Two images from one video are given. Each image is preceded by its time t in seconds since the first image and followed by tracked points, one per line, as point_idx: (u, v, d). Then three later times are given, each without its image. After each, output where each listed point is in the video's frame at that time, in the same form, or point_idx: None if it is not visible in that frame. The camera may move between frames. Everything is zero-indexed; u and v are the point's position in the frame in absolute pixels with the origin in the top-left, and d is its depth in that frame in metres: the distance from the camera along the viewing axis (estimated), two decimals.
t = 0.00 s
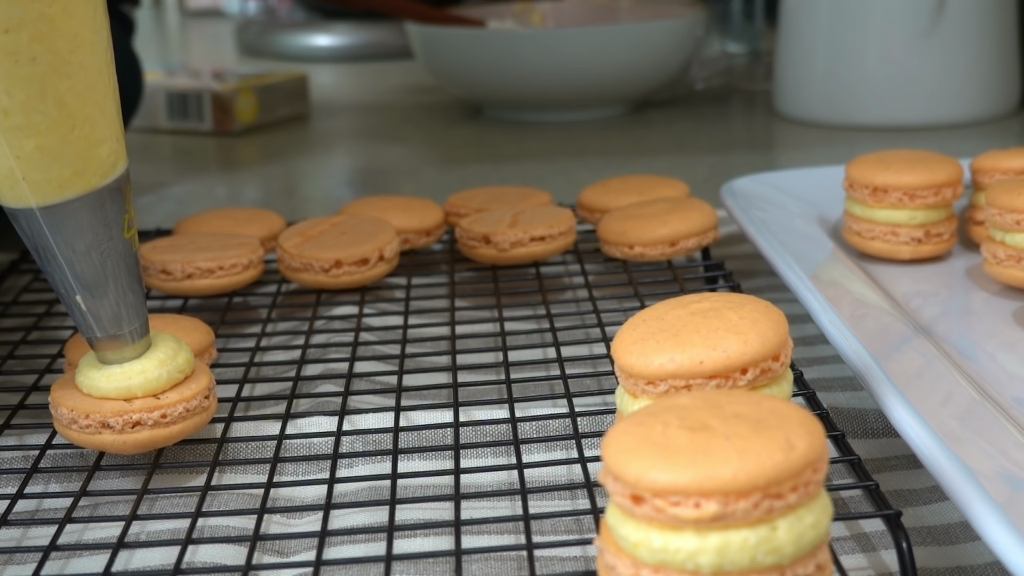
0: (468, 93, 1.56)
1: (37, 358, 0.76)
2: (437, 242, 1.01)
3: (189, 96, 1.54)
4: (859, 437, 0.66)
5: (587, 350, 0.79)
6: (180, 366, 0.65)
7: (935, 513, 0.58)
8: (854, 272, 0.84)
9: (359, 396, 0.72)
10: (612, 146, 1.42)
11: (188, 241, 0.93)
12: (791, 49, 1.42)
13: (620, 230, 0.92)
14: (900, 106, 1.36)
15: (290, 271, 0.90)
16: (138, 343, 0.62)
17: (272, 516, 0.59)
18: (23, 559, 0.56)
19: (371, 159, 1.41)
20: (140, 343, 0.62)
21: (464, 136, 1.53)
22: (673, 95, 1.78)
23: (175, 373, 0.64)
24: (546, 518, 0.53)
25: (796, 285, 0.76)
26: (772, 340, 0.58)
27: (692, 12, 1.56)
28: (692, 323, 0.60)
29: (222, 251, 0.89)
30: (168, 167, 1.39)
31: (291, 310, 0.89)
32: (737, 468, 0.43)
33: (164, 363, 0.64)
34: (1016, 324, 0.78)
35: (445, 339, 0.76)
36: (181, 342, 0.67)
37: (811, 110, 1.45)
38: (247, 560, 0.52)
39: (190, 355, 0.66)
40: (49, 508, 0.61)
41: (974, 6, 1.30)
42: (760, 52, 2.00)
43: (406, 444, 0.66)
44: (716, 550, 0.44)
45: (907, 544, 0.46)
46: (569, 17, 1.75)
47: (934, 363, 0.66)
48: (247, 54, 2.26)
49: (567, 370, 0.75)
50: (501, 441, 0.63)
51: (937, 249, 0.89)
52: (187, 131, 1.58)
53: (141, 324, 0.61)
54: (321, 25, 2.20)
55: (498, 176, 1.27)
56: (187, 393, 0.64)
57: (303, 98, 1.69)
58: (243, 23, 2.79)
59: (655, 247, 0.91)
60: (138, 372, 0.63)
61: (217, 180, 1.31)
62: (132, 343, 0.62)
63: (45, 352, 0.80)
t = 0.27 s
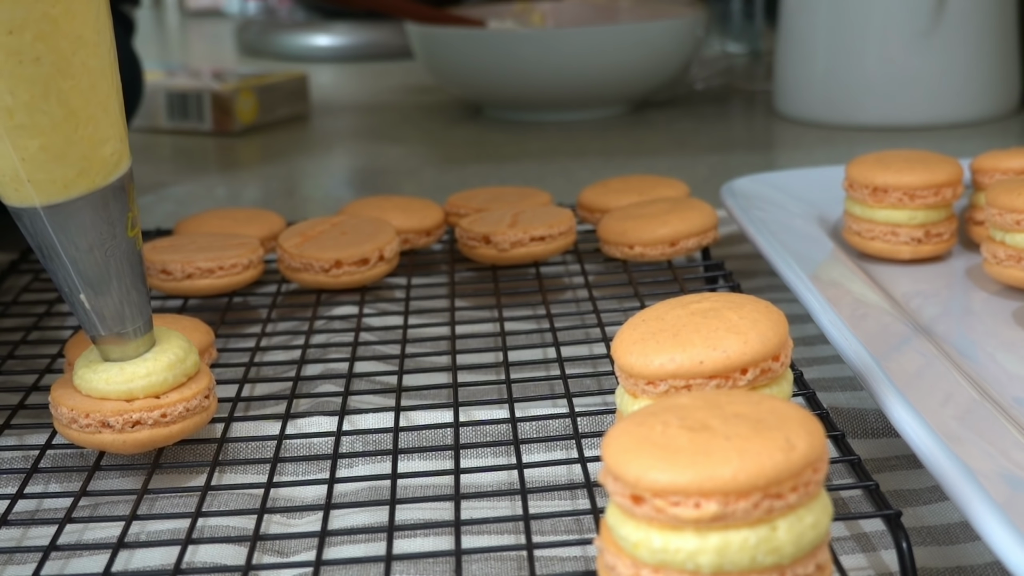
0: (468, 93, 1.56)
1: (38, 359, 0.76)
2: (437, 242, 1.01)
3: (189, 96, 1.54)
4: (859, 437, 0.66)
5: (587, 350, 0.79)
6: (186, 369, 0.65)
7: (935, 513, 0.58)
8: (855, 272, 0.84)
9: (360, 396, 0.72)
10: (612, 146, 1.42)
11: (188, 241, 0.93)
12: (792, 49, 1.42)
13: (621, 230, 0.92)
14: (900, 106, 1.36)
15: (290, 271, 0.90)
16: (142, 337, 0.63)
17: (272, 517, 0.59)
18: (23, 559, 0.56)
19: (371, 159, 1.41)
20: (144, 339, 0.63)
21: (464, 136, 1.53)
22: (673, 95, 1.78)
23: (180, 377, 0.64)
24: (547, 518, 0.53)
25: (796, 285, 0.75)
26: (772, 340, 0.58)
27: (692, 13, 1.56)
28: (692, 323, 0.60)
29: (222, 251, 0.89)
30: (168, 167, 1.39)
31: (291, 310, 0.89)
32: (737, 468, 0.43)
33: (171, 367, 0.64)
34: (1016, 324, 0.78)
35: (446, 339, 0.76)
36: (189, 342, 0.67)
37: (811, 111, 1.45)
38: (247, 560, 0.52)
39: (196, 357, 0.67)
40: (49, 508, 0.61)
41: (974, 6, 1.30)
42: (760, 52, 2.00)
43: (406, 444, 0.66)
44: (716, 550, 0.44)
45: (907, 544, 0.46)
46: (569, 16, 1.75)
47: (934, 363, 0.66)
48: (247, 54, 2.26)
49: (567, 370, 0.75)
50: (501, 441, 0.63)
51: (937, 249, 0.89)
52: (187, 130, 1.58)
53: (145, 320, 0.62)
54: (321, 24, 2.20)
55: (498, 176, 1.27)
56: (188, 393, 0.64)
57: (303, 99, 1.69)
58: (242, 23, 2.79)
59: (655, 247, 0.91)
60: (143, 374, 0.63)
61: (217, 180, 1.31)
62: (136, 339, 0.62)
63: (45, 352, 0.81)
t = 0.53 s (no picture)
0: (468, 93, 1.56)
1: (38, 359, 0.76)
2: (438, 242, 1.01)
3: (189, 96, 1.54)
4: (859, 437, 0.66)
5: (587, 350, 0.79)
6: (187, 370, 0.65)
7: (935, 513, 0.58)
8: (855, 271, 0.84)
9: (360, 396, 0.72)
10: (612, 146, 1.42)
11: (188, 241, 0.93)
12: (792, 49, 1.42)
13: (621, 230, 0.92)
14: (900, 106, 1.36)
15: (290, 271, 0.90)
16: (139, 331, 0.63)
17: (272, 517, 0.59)
18: (23, 559, 0.56)
19: (371, 159, 1.41)
20: (141, 336, 0.64)
21: (464, 136, 1.53)
22: (673, 95, 1.78)
23: (181, 378, 0.64)
24: (547, 518, 0.53)
25: (796, 285, 0.75)
26: (772, 340, 0.58)
27: (692, 12, 1.56)
28: (692, 323, 0.60)
29: (222, 251, 0.89)
30: (168, 167, 1.39)
31: (291, 310, 0.89)
32: (737, 468, 0.43)
33: (173, 368, 0.64)
34: (1016, 324, 0.78)
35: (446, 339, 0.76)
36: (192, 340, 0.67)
37: (811, 111, 1.45)
38: (247, 560, 0.52)
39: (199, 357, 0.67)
40: (50, 508, 0.61)
41: (974, 6, 1.30)
42: (760, 52, 2.00)
43: (406, 444, 0.66)
44: (716, 550, 0.44)
45: (907, 544, 0.46)
46: (568, 16, 1.75)
47: (934, 364, 0.66)
48: (247, 54, 2.26)
49: (567, 370, 0.75)
50: (501, 441, 0.63)
51: (937, 249, 0.89)
52: (187, 130, 1.58)
53: (140, 316, 0.62)
54: (321, 25, 2.20)
55: (498, 176, 1.27)
56: (188, 392, 0.64)
57: (303, 99, 1.69)
58: (242, 22, 2.79)
59: (655, 247, 0.91)
60: (145, 375, 0.63)
61: (217, 180, 1.31)
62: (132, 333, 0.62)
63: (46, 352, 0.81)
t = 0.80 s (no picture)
0: (468, 93, 1.56)
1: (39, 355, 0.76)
2: (438, 242, 1.01)
3: (189, 96, 1.54)
4: (859, 437, 0.66)
5: (587, 350, 0.79)
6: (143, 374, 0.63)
7: (935, 513, 0.58)
8: (854, 271, 0.84)
9: (360, 396, 0.72)
10: (612, 146, 1.41)
11: (188, 241, 0.93)
12: (792, 49, 1.42)
13: (620, 230, 0.92)
14: (900, 106, 1.36)
15: (290, 271, 0.90)
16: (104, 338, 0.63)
17: (272, 517, 0.59)
18: (23, 559, 0.56)
19: (370, 159, 1.41)
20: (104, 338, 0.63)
21: (464, 136, 1.53)
22: (673, 95, 1.78)
23: (133, 381, 0.63)
24: (547, 517, 0.53)
25: (796, 285, 0.75)
26: (772, 340, 0.58)
27: (692, 13, 1.56)
28: (692, 323, 0.60)
29: (222, 251, 0.89)
30: (168, 167, 1.39)
31: (290, 310, 0.89)
32: (737, 468, 0.43)
33: (124, 370, 0.62)
34: (1016, 324, 0.78)
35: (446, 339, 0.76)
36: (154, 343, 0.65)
37: (811, 111, 1.45)
38: (247, 560, 0.52)
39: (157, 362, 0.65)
40: (49, 508, 0.61)
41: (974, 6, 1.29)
42: (760, 52, 2.00)
43: (406, 444, 0.66)
44: (716, 550, 0.44)
45: (907, 544, 0.46)
46: (569, 17, 1.75)
47: (934, 363, 0.66)
48: (247, 54, 2.26)
49: (567, 370, 0.75)
50: (501, 441, 0.63)
51: (937, 249, 0.89)
52: (187, 130, 1.58)
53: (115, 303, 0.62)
54: (321, 24, 2.20)
55: (498, 176, 1.27)
56: (138, 396, 0.62)
57: (303, 99, 1.69)
58: (242, 22, 2.79)
59: (655, 247, 0.91)
60: (93, 374, 0.61)
61: (217, 180, 1.31)
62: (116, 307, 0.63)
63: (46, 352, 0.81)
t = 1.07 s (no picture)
0: (468, 93, 1.56)
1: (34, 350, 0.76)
2: (437, 242, 1.01)
3: (189, 96, 1.54)
4: (859, 437, 0.66)
5: (587, 350, 0.79)
6: (113, 380, 0.65)
7: (935, 513, 0.58)
8: (854, 271, 0.84)
9: (360, 396, 0.72)
10: (612, 146, 1.41)
11: (189, 241, 0.93)
12: (792, 49, 1.42)
13: (620, 230, 0.92)
14: (900, 106, 1.36)
15: (290, 271, 0.90)
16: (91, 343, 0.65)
17: (272, 516, 0.59)
18: (23, 559, 0.56)
19: (370, 159, 1.41)
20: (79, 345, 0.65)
21: (464, 136, 1.53)
22: (673, 95, 1.78)
23: (105, 388, 0.64)
24: (547, 517, 0.53)
25: (796, 285, 0.75)
26: (772, 340, 0.58)
27: (692, 13, 1.56)
28: (692, 323, 0.60)
29: (222, 251, 0.89)
30: (168, 167, 1.39)
31: (291, 310, 0.89)
32: (737, 468, 0.43)
33: (94, 377, 0.64)
34: (1016, 324, 0.78)
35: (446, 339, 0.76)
36: (129, 349, 0.67)
37: (811, 111, 1.45)
38: (247, 560, 0.52)
39: (133, 367, 0.66)
40: (49, 508, 0.61)
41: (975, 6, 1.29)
42: (761, 52, 2.00)
43: (406, 443, 0.66)
44: (717, 550, 0.44)
45: (908, 544, 0.46)
46: (569, 16, 1.75)
47: (934, 363, 0.66)
48: (247, 54, 2.26)
49: (567, 370, 0.75)
50: (501, 441, 0.63)
51: (937, 249, 0.89)
52: (187, 130, 1.58)
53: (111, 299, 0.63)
54: (321, 25, 2.20)
55: (498, 176, 1.27)
56: (108, 404, 0.64)
57: (303, 98, 1.69)
58: (242, 22, 2.79)
59: (655, 247, 0.91)
60: (64, 384, 0.63)
61: (217, 180, 1.31)
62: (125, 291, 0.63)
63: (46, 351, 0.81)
